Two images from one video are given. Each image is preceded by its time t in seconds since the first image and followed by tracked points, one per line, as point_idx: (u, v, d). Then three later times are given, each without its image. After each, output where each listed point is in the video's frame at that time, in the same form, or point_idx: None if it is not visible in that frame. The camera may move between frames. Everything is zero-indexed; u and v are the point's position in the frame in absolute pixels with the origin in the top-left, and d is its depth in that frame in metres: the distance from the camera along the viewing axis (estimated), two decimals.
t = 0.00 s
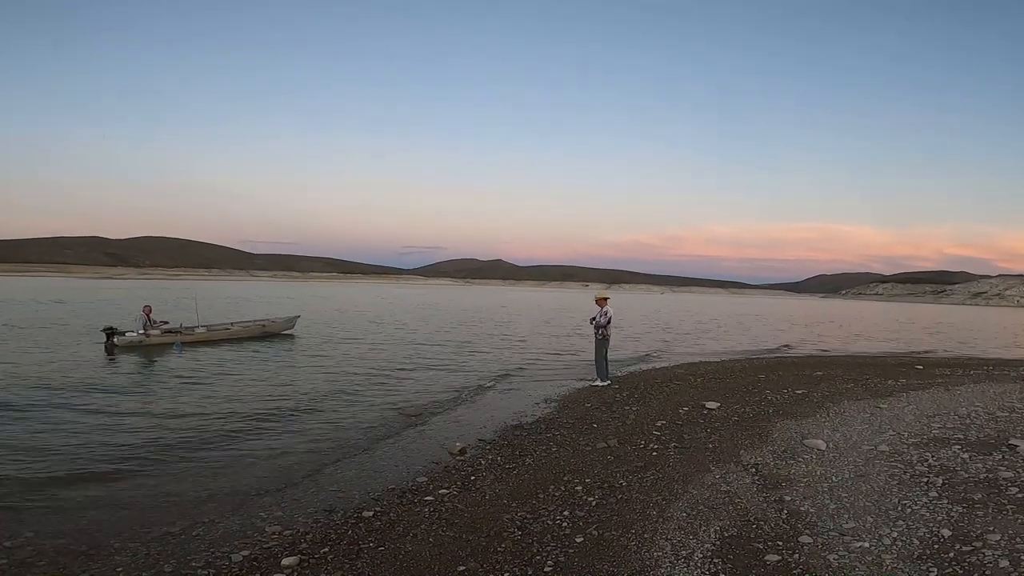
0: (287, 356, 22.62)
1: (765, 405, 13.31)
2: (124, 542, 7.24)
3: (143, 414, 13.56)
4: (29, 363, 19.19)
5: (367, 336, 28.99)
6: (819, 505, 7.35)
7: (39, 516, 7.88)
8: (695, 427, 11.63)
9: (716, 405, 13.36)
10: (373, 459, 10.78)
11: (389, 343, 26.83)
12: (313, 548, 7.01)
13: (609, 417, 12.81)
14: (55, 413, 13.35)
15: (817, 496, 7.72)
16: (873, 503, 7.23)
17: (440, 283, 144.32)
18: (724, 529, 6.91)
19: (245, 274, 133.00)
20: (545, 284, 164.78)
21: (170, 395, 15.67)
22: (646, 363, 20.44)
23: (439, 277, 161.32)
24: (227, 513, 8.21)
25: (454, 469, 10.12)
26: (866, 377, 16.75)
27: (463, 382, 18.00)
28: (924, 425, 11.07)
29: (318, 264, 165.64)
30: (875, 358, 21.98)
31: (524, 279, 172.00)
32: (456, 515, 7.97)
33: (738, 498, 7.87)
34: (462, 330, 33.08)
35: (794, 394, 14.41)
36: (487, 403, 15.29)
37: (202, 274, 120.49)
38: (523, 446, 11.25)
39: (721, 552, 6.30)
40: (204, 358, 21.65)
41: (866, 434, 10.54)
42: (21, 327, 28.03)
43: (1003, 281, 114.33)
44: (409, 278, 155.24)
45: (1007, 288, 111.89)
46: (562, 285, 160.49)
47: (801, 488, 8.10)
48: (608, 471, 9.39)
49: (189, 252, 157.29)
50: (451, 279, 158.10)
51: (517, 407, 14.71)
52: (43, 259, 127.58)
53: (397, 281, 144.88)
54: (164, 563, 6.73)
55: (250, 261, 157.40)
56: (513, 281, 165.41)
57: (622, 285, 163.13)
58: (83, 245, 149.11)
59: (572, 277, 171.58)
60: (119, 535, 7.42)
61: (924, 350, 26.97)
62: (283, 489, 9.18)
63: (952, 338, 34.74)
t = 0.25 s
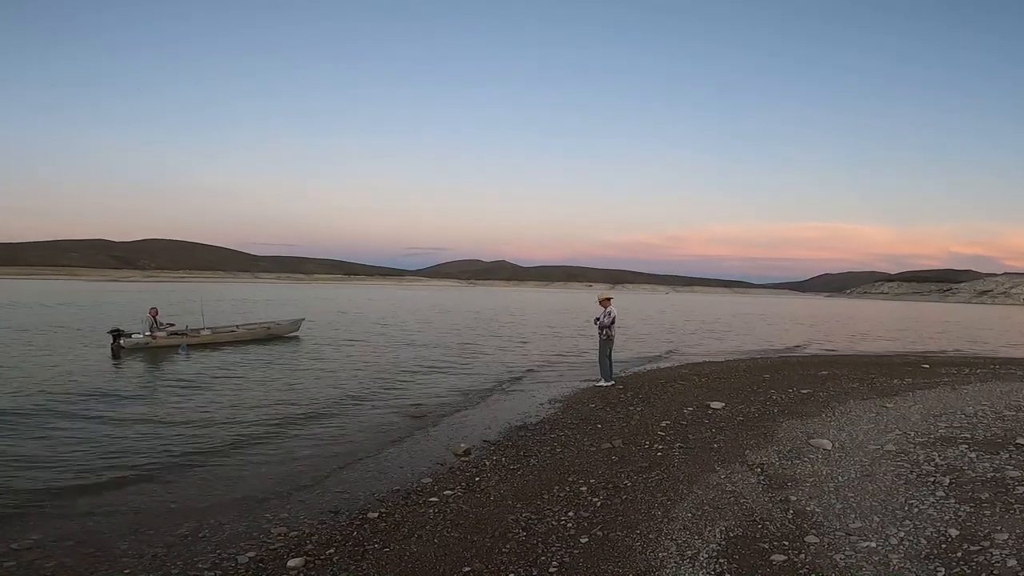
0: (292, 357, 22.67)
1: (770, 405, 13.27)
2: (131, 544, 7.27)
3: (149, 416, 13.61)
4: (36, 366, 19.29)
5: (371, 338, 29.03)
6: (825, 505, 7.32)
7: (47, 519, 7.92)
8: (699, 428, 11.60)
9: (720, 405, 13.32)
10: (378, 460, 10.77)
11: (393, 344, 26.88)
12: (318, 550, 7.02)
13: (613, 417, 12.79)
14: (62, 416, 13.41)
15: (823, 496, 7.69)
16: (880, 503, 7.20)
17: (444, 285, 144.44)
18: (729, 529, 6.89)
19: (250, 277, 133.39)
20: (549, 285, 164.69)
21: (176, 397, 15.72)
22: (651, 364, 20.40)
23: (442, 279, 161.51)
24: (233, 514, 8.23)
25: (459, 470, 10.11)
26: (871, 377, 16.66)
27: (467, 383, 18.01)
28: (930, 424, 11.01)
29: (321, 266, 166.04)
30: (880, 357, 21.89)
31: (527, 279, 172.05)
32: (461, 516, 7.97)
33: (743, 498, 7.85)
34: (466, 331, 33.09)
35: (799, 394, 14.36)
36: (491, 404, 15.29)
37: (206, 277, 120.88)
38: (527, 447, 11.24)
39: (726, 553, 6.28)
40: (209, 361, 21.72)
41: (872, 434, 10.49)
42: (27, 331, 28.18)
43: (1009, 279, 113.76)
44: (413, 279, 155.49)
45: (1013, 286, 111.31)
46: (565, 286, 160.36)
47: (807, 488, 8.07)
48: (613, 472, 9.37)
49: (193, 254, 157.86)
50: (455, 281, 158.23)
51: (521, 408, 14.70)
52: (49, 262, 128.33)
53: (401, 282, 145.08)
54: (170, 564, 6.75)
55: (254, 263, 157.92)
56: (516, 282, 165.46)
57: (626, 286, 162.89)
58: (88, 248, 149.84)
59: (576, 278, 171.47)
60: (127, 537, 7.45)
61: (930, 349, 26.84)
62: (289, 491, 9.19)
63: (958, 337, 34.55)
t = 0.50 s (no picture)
0: (295, 359, 22.69)
1: (773, 406, 13.24)
2: (135, 545, 7.28)
3: (153, 417, 13.63)
4: (41, 367, 19.35)
5: (374, 339, 29.05)
6: (829, 506, 7.30)
7: (50, 520, 7.93)
8: (702, 429, 11.58)
9: (724, 406, 13.30)
10: (380, 462, 10.78)
11: (396, 345, 26.90)
12: (320, 551, 7.02)
13: (616, 418, 12.78)
14: (66, 417, 13.45)
15: (826, 497, 7.66)
16: (883, 504, 7.18)
17: (447, 286, 144.48)
18: (733, 530, 6.88)
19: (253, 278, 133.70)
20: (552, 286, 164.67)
21: (180, 399, 15.74)
22: (654, 365, 20.38)
23: (445, 280, 161.60)
24: (236, 515, 8.23)
25: (461, 471, 10.11)
26: (875, 378, 16.62)
27: (469, 384, 18.01)
28: (934, 425, 10.97)
29: (325, 267, 166.28)
30: (884, 358, 21.83)
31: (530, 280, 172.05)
32: (464, 517, 7.96)
33: (746, 500, 7.83)
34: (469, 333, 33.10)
35: (802, 395, 14.32)
36: (494, 405, 15.29)
37: (210, 278, 121.19)
38: (530, 448, 11.24)
39: (730, 554, 6.27)
40: (213, 362, 21.76)
41: (876, 435, 10.46)
42: (32, 332, 28.27)
43: (1013, 280, 113.36)
44: (416, 280, 155.59)
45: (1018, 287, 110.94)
46: (568, 287, 160.26)
47: (810, 489, 8.05)
48: (616, 473, 9.36)
49: (197, 256, 158.19)
50: (457, 282, 158.28)
51: (524, 409, 14.69)
52: (54, 263, 128.78)
53: (404, 284, 145.16)
54: (173, 565, 6.76)
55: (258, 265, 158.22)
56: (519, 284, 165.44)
57: (629, 287, 162.70)
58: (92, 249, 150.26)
59: (579, 279, 171.41)
60: (131, 538, 7.46)
61: (934, 350, 26.76)
62: (292, 492, 9.20)
63: (963, 338, 34.41)
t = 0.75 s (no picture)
0: (297, 360, 22.68)
1: (776, 405, 13.23)
2: (138, 546, 7.28)
3: (155, 420, 13.61)
4: (43, 370, 19.36)
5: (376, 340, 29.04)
6: (832, 505, 7.29)
7: (53, 522, 7.94)
8: (704, 428, 11.57)
9: (726, 406, 13.28)
10: (383, 462, 10.77)
11: (397, 346, 26.89)
12: (323, 552, 7.01)
13: (618, 418, 12.75)
14: (69, 420, 13.46)
15: (830, 496, 7.65)
16: (887, 502, 7.17)
17: (448, 287, 144.49)
18: (736, 529, 6.87)
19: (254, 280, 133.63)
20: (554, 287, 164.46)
21: (183, 401, 15.75)
22: (656, 364, 20.36)
23: (446, 281, 161.63)
24: (238, 517, 8.23)
25: (463, 471, 10.11)
26: (877, 376, 16.60)
27: (471, 384, 18.00)
28: (937, 423, 10.96)
29: (325, 269, 166.37)
30: (886, 356, 21.80)
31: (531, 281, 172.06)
32: (466, 517, 7.95)
33: (749, 499, 7.82)
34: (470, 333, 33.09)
35: (805, 394, 14.30)
36: (495, 405, 15.27)
37: (213, 280, 121.43)
38: (532, 448, 11.23)
39: (733, 553, 6.26)
40: (215, 363, 21.76)
41: (879, 434, 10.44)
42: (34, 334, 28.30)
43: (1014, 277, 113.30)
44: (417, 281, 155.65)
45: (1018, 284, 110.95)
46: (568, 287, 160.26)
47: (813, 488, 8.04)
48: (618, 473, 9.36)
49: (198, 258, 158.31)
50: (458, 282, 158.33)
51: (525, 409, 14.68)
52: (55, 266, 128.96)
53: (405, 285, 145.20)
54: (176, 566, 6.76)
55: (259, 266, 158.32)
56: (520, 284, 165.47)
57: (630, 287, 162.67)
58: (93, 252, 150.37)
59: (580, 278, 171.30)
60: (134, 539, 7.47)
61: (936, 348, 26.72)
62: (294, 493, 9.20)
63: (965, 336, 34.35)
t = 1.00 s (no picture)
0: (295, 361, 22.64)
1: (774, 404, 13.25)
2: (136, 547, 7.27)
3: (153, 420, 13.60)
4: (41, 372, 19.32)
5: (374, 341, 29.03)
6: (830, 504, 7.30)
7: (51, 524, 7.92)
8: (702, 428, 11.58)
9: (724, 405, 13.30)
10: (381, 463, 10.76)
11: (395, 347, 26.87)
12: (321, 553, 7.01)
13: (616, 418, 12.76)
14: (67, 421, 13.43)
15: (827, 495, 7.66)
16: (884, 502, 7.18)
17: (446, 288, 144.48)
18: (734, 529, 6.88)
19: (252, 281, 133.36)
20: (552, 287, 164.53)
21: (181, 402, 15.72)
22: (654, 364, 20.38)
23: (444, 281, 161.60)
24: (236, 518, 8.22)
25: (461, 471, 10.11)
26: (874, 376, 16.62)
27: (469, 385, 18.00)
28: (934, 422, 10.98)
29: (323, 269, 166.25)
30: (883, 355, 21.84)
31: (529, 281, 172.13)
32: (464, 518, 7.95)
33: (747, 498, 7.84)
34: (469, 333, 33.09)
35: (803, 393, 14.32)
36: (494, 405, 15.28)
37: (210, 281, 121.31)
38: (530, 448, 11.23)
39: (731, 553, 6.27)
40: (213, 364, 21.73)
41: (876, 433, 10.47)
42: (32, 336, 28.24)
43: (1011, 277, 113.60)
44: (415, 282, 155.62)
45: (1016, 284, 111.26)
46: (566, 287, 160.35)
47: (811, 487, 8.05)
48: (616, 473, 9.37)
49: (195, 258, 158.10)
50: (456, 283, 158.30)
51: (524, 410, 14.68)
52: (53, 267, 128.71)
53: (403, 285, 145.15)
54: (174, 568, 6.75)
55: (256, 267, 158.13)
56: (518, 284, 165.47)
57: (628, 287, 162.80)
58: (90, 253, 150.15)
59: (578, 279, 171.29)
60: (132, 540, 7.46)
61: (933, 347, 26.79)
62: (292, 494, 9.19)
63: (963, 335, 34.44)
